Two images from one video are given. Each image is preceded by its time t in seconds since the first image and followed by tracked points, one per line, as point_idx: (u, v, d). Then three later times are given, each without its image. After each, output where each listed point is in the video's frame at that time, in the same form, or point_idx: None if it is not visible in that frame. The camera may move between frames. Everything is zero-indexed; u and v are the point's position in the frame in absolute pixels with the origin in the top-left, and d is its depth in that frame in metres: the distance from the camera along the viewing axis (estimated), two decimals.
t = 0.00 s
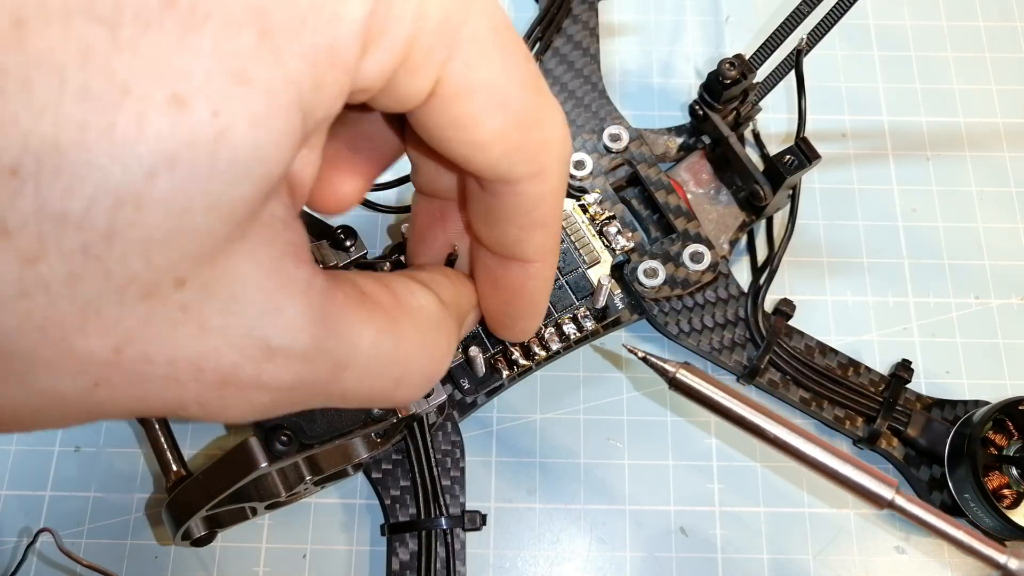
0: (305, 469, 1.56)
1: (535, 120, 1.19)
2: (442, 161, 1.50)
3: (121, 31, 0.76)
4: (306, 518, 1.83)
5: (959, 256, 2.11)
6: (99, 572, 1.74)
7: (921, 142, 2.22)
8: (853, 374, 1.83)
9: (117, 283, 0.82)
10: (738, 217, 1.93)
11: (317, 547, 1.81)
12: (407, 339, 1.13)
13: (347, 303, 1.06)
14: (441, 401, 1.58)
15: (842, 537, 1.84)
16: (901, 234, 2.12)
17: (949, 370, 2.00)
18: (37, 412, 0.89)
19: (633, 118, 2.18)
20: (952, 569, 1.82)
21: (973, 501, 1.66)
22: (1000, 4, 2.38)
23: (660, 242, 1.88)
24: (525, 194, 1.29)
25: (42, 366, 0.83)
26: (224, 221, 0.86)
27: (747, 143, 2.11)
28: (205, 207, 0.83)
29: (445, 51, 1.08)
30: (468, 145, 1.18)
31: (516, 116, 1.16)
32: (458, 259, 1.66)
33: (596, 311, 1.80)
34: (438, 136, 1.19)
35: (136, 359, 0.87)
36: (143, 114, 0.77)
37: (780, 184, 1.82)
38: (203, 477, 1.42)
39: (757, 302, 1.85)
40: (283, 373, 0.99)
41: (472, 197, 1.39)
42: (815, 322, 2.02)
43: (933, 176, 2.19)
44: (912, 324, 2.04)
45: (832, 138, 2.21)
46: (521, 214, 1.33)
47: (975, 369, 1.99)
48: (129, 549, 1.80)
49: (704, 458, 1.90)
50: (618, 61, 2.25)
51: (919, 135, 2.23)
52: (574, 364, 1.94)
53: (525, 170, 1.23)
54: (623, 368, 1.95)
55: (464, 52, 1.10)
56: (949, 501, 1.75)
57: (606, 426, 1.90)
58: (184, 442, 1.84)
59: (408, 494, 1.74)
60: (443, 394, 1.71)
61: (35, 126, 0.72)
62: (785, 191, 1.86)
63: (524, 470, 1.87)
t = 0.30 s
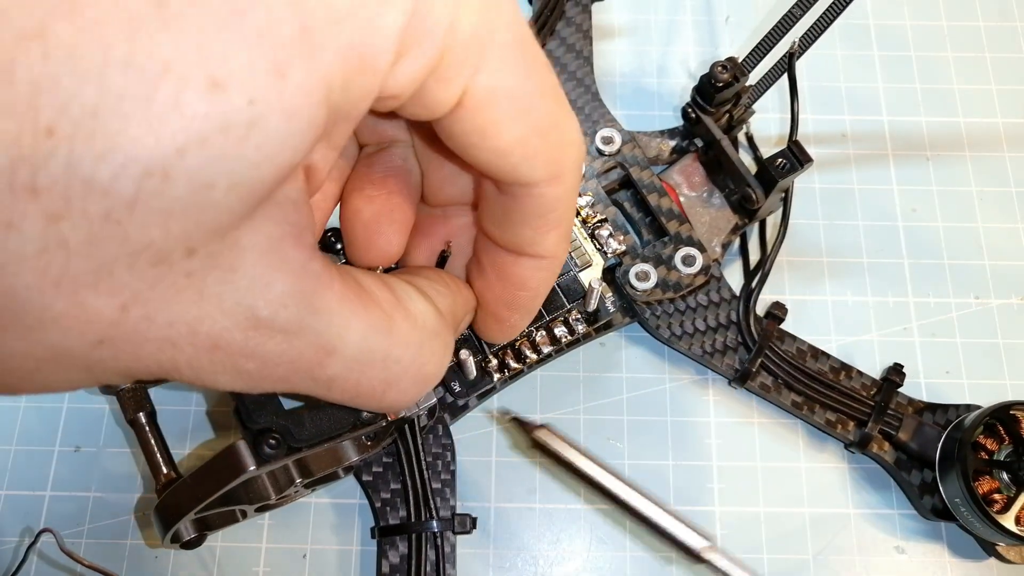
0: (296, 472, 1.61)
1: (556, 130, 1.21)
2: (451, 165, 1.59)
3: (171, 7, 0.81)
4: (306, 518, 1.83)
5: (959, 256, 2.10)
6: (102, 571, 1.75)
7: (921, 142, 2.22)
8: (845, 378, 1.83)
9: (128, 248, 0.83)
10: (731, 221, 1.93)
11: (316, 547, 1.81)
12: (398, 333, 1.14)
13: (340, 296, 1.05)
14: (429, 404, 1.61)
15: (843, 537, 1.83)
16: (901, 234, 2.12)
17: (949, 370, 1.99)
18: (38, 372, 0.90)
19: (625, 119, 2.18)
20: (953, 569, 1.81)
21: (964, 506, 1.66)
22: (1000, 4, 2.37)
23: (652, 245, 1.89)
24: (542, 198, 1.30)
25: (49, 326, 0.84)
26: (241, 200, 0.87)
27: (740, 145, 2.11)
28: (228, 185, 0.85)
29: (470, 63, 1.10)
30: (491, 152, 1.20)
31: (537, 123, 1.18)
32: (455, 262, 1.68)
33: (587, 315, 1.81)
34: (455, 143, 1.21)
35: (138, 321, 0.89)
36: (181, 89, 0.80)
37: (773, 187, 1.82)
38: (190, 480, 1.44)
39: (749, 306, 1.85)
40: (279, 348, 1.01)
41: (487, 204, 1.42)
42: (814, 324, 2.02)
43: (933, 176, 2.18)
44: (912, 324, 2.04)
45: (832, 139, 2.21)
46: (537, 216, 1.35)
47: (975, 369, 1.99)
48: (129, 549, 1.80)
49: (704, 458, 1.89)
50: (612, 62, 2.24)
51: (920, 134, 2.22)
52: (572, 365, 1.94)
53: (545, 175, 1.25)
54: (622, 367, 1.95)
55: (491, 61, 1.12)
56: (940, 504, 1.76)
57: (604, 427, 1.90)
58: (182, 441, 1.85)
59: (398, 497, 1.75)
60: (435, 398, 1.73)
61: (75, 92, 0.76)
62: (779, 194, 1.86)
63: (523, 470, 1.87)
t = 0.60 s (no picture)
0: (294, 472, 1.62)
1: (549, 133, 1.23)
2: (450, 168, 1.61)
3: None
4: (306, 518, 1.83)
5: (959, 256, 2.10)
6: (103, 570, 1.75)
7: (921, 142, 2.21)
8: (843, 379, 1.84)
9: (142, 222, 0.86)
10: (728, 221, 1.93)
11: (316, 547, 1.81)
12: (402, 329, 1.18)
13: (347, 289, 1.09)
14: (426, 405, 1.61)
15: (843, 537, 1.83)
16: (901, 234, 2.12)
17: (949, 370, 1.99)
18: (43, 347, 0.92)
19: (623, 119, 2.18)
20: (952, 569, 1.81)
21: (961, 506, 1.66)
22: (1000, 4, 2.37)
23: (650, 245, 1.89)
24: (532, 201, 1.31)
25: (59, 299, 0.87)
26: (255, 177, 0.90)
27: (739, 146, 2.12)
28: (243, 160, 0.88)
29: (471, 57, 1.12)
30: (483, 151, 1.21)
31: (531, 123, 1.19)
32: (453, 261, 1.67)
33: (585, 315, 1.81)
34: (449, 140, 1.22)
35: (147, 299, 0.91)
36: (202, 62, 0.82)
37: (770, 188, 1.82)
38: (188, 480, 1.46)
39: (746, 307, 1.85)
40: (285, 333, 1.05)
41: (478, 206, 1.43)
42: (814, 325, 2.01)
43: (933, 176, 2.18)
44: (912, 324, 2.04)
45: (832, 139, 2.21)
46: (526, 219, 1.35)
47: (975, 369, 1.99)
48: (130, 549, 1.81)
49: (704, 458, 1.89)
50: (611, 62, 2.24)
51: (920, 135, 2.22)
52: (572, 365, 1.94)
53: (534, 177, 1.26)
54: (622, 367, 1.95)
55: (491, 56, 1.13)
56: (938, 505, 1.76)
57: (605, 426, 1.90)
58: (182, 441, 1.85)
59: (396, 497, 1.75)
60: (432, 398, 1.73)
61: (97, 63, 0.78)
62: (777, 194, 1.86)
63: (523, 469, 1.87)
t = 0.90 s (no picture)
0: (294, 472, 1.62)
1: (553, 135, 1.24)
2: (452, 166, 1.62)
3: None
4: (306, 519, 1.83)
5: (959, 256, 2.10)
6: (103, 570, 1.75)
7: (921, 142, 2.21)
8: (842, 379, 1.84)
9: (158, 210, 0.87)
10: (728, 222, 1.93)
11: (316, 547, 1.81)
12: (404, 327, 1.18)
13: (352, 285, 1.10)
14: (426, 405, 1.62)
15: (843, 536, 1.83)
16: (901, 234, 2.12)
17: (949, 370, 1.99)
18: (51, 337, 0.92)
19: (622, 119, 2.18)
20: (952, 569, 1.81)
21: (960, 506, 1.66)
22: (1000, 4, 2.37)
23: (649, 245, 1.89)
24: (532, 202, 1.32)
25: (70, 287, 0.87)
26: (271, 168, 0.92)
27: (739, 147, 2.12)
28: (261, 149, 0.89)
29: (482, 56, 1.12)
30: (487, 149, 1.20)
31: (536, 124, 1.20)
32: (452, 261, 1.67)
33: (584, 315, 1.82)
34: (453, 137, 1.21)
35: (159, 290, 0.92)
36: (223, 49, 0.83)
37: (770, 189, 1.82)
38: (187, 480, 1.46)
39: (745, 308, 1.85)
40: (292, 328, 1.05)
41: (478, 206, 1.43)
42: (814, 325, 2.01)
43: (933, 176, 2.18)
44: (912, 324, 2.04)
45: (832, 139, 2.21)
46: (527, 220, 1.36)
47: (975, 369, 1.99)
48: (130, 549, 1.81)
49: (704, 458, 1.89)
50: (610, 62, 2.24)
51: (919, 135, 2.22)
52: (572, 365, 1.94)
53: (535, 178, 1.26)
54: (622, 367, 1.95)
55: (501, 56, 1.14)
56: (937, 506, 1.76)
57: (605, 427, 1.90)
58: (181, 441, 1.85)
59: (395, 498, 1.75)
60: (432, 398, 1.73)
61: (121, 49, 0.78)
62: (776, 195, 1.86)
63: (523, 470, 1.87)
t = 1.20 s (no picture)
0: (293, 473, 1.63)
1: (555, 141, 1.24)
2: (451, 168, 1.62)
3: None
4: (305, 519, 1.84)
5: (959, 256, 2.10)
6: (104, 570, 1.75)
7: (921, 142, 2.21)
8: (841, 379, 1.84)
9: (165, 213, 0.88)
10: (727, 222, 1.93)
11: (316, 547, 1.81)
12: (403, 329, 1.21)
13: (357, 286, 1.12)
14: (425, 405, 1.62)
15: (843, 536, 1.83)
16: (901, 233, 2.12)
17: (949, 370, 1.99)
18: (61, 339, 0.96)
19: (622, 120, 2.18)
20: (952, 569, 1.81)
21: (959, 506, 1.66)
22: (1000, 4, 2.37)
23: (648, 245, 1.89)
24: (532, 208, 1.32)
25: (78, 290, 0.90)
26: (280, 171, 0.93)
27: (738, 147, 2.12)
28: (270, 153, 0.90)
29: (488, 61, 1.12)
30: (489, 153, 1.21)
31: (540, 130, 1.20)
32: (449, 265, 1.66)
33: (583, 316, 1.83)
34: (456, 139, 1.21)
35: (167, 293, 0.95)
36: (234, 51, 0.83)
37: (769, 189, 1.82)
38: (185, 481, 1.46)
39: (745, 308, 1.85)
40: (295, 333, 1.08)
41: (478, 210, 1.43)
42: (814, 325, 2.01)
43: (933, 176, 2.18)
44: (912, 324, 2.04)
45: (831, 138, 2.21)
46: (525, 225, 1.36)
47: (975, 369, 1.99)
48: (130, 549, 1.81)
49: (704, 458, 1.89)
50: (610, 62, 2.24)
51: (919, 135, 2.22)
52: (572, 365, 1.94)
53: (536, 183, 1.27)
54: (621, 367, 1.95)
55: (509, 59, 1.14)
56: (937, 506, 1.76)
57: (605, 427, 1.90)
58: (180, 442, 1.85)
59: (395, 498, 1.75)
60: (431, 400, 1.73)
61: (131, 51, 0.78)
62: (775, 195, 1.86)
63: (523, 470, 1.87)
